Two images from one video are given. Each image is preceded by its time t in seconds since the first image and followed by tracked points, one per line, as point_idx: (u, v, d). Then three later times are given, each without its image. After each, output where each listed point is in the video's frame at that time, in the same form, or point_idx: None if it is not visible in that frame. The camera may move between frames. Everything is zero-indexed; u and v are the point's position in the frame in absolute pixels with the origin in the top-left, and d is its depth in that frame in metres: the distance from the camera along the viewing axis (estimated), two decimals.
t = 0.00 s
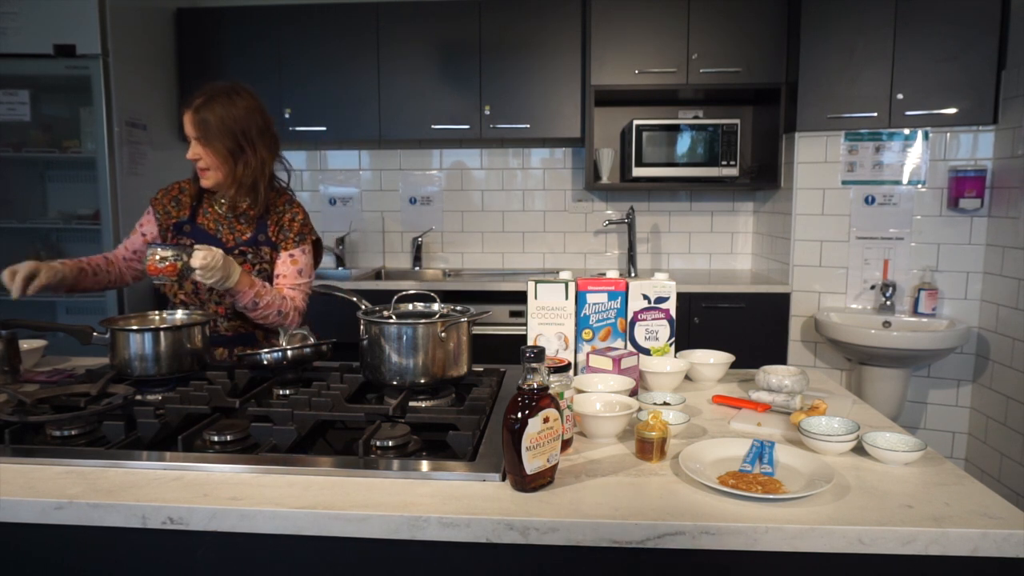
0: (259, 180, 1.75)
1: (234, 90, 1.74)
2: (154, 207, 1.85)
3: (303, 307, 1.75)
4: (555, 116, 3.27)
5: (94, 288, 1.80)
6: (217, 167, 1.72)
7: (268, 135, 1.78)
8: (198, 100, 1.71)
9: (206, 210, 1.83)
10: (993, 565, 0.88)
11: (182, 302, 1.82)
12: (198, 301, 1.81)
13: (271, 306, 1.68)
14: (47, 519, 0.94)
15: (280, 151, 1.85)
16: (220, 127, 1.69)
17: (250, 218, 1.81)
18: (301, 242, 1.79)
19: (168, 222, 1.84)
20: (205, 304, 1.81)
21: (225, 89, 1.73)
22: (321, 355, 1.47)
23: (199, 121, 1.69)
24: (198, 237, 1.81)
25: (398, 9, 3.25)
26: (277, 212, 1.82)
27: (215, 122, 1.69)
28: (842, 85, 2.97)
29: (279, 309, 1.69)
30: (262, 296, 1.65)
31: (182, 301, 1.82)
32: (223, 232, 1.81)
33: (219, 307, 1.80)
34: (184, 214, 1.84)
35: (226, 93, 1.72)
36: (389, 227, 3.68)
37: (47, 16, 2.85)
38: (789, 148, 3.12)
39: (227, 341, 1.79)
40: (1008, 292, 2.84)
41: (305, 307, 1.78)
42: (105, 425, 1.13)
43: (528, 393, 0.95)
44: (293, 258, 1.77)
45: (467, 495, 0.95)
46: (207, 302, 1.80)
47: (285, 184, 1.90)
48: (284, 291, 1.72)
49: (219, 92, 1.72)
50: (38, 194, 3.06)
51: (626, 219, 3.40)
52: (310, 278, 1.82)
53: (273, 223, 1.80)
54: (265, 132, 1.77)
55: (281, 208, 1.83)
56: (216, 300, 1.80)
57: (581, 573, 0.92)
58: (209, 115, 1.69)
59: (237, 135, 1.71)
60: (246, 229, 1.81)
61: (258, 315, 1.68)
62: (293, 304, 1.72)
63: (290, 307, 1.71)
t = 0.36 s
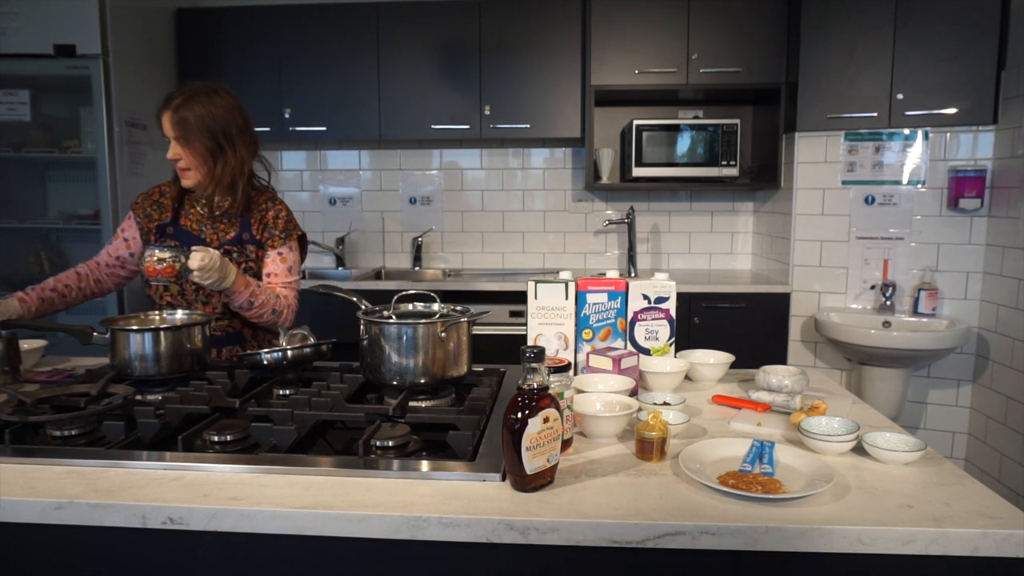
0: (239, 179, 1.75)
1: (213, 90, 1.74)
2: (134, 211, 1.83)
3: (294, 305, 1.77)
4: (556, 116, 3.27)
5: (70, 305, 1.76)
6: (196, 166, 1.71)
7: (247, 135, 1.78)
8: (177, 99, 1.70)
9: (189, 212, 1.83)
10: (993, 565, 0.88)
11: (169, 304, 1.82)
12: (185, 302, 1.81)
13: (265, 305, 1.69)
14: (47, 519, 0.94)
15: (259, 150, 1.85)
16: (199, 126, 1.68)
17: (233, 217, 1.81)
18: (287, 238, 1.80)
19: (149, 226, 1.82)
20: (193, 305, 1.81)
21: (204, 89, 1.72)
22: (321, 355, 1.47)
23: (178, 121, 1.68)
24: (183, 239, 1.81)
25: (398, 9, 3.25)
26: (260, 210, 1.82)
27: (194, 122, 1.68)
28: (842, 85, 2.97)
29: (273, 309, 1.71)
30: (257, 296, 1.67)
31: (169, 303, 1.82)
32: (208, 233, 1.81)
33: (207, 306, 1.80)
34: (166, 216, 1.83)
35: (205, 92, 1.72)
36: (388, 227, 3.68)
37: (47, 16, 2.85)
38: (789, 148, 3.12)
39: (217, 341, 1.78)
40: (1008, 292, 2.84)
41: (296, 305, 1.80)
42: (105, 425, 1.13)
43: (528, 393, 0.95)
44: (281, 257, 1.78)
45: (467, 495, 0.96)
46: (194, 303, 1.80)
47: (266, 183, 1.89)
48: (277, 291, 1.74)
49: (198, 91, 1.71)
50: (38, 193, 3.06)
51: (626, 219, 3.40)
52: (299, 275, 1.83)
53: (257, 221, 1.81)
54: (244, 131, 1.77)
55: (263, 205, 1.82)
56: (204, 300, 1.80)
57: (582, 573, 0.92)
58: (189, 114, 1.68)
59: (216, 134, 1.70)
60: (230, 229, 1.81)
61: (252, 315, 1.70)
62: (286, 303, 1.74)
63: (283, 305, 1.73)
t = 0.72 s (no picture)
0: (236, 181, 1.76)
1: (212, 90, 1.74)
2: (130, 212, 1.83)
3: (291, 304, 1.77)
4: (556, 116, 3.27)
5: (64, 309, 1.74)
6: (194, 167, 1.72)
7: (246, 135, 1.79)
8: (177, 99, 1.70)
9: (186, 213, 1.82)
10: (993, 566, 0.88)
11: (166, 305, 1.82)
12: (183, 302, 1.81)
13: (262, 306, 1.70)
14: (47, 519, 0.94)
15: (257, 150, 1.85)
16: (198, 127, 1.68)
17: (230, 218, 1.80)
18: (283, 239, 1.80)
19: (145, 226, 1.82)
20: (190, 305, 1.81)
21: (204, 89, 1.72)
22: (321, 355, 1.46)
23: (177, 120, 1.68)
24: (179, 240, 1.81)
25: (398, 9, 3.25)
26: (257, 211, 1.82)
27: (194, 122, 1.68)
28: (842, 85, 2.97)
29: (270, 309, 1.72)
30: (254, 297, 1.67)
31: (166, 304, 1.82)
32: (204, 234, 1.81)
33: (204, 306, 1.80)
34: (163, 217, 1.82)
35: (204, 92, 1.72)
36: (388, 227, 3.68)
37: (46, 16, 2.86)
38: (789, 148, 3.12)
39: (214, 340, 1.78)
40: (1008, 292, 2.84)
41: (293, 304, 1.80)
42: (105, 425, 1.13)
43: (528, 393, 0.95)
44: (277, 257, 1.78)
45: (466, 495, 0.95)
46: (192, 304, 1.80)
47: (263, 183, 1.89)
48: (274, 291, 1.74)
49: (197, 92, 1.71)
50: (39, 194, 3.06)
51: (626, 219, 3.40)
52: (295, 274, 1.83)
53: (254, 222, 1.80)
54: (243, 132, 1.77)
55: (260, 206, 1.82)
56: (201, 300, 1.80)
57: (581, 573, 0.92)
58: (189, 115, 1.68)
59: (216, 134, 1.71)
60: (226, 229, 1.80)
61: (249, 315, 1.70)
62: (283, 303, 1.75)
63: (280, 306, 1.74)
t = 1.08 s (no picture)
0: (238, 181, 1.76)
1: (213, 91, 1.74)
2: (130, 213, 1.83)
3: (290, 304, 1.78)
4: (556, 116, 3.27)
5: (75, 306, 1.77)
6: (196, 167, 1.71)
7: (246, 136, 1.79)
8: (178, 100, 1.70)
9: (186, 213, 1.82)
10: (993, 566, 0.88)
11: (165, 304, 1.81)
12: (182, 302, 1.81)
13: (262, 306, 1.70)
14: (48, 519, 0.94)
15: (256, 151, 1.85)
16: (200, 128, 1.68)
17: (230, 218, 1.80)
18: (283, 240, 1.81)
19: (145, 227, 1.82)
20: (189, 305, 1.81)
21: (204, 89, 1.72)
22: (321, 355, 1.47)
23: (179, 121, 1.68)
24: (178, 240, 1.80)
25: (398, 9, 3.25)
26: (257, 211, 1.81)
27: (196, 122, 1.68)
28: (842, 85, 2.97)
29: (269, 309, 1.72)
30: (255, 297, 1.67)
31: (165, 304, 1.81)
32: (204, 234, 1.81)
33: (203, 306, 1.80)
34: (163, 217, 1.82)
35: (205, 93, 1.72)
36: (388, 227, 3.68)
37: (46, 16, 2.86)
38: (789, 148, 3.12)
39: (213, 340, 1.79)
40: (1008, 291, 2.84)
41: (292, 304, 1.80)
42: (105, 425, 1.13)
43: (528, 393, 0.95)
44: (277, 257, 1.78)
45: (466, 495, 0.95)
46: (192, 303, 1.80)
47: (263, 184, 1.89)
48: (274, 291, 1.75)
49: (198, 92, 1.71)
50: (39, 194, 3.06)
51: (626, 219, 3.40)
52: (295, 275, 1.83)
53: (254, 222, 1.80)
54: (243, 133, 1.77)
55: (259, 207, 1.82)
56: (201, 300, 1.80)
57: (581, 573, 0.92)
58: (190, 115, 1.68)
59: (217, 135, 1.71)
60: (226, 230, 1.80)
61: (249, 315, 1.71)
62: (283, 304, 1.75)
63: (280, 306, 1.74)
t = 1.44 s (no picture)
0: (239, 179, 1.76)
1: (217, 90, 1.74)
2: (133, 212, 1.83)
3: (289, 305, 1.77)
4: (556, 116, 3.27)
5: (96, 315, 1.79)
6: (197, 165, 1.72)
7: (250, 135, 1.79)
8: (181, 98, 1.71)
9: (187, 213, 1.82)
10: (994, 566, 0.88)
11: (165, 303, 1.82)
12: (183, 302, 1.81)
13: (261, 306, 1.70)
14: (48, 519, 0.94)
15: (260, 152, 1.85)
16: (202, 126, 1.69)
17: (231, 218, 1.80)
18: (284, 240, 1.80)
19: (148, 226, 1.82)
20: (190, 305, 1.81)
21: (208, 88, 1.73)
22: (321, 355, 1.46)
23: (181, 119, 1.68)
24: (180, 239, 1.80)
25: (398, 9, 3.25)
26: (258, 211, 1.81)
27: (198, 121, 1.68)
28: (842, 85, 2.97)
29: (269, 309, 1.72)
30: (254, 296, 1.67)
31: (165, 303, 1.82)
32: (206, 234, 1.80)
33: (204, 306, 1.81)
34: (165, 217, 1.83)
35: (209, 92, 1.73)
36: (388, 227, 3.68)
37: (46, 16, 2.86)
38: (789, 148, 3.12)
39: (213, 340, 1.79)
40: (1008, 292, 2.84)
41: (292, 305, 1.80)
42: (105, 425, 1.13)
43: (528, 393, 0.95)
44: (277, 257, 1.77)
45: (466, 495, 0.95)
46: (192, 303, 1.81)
47: (266, 184, 1.89)
48: (273, 292, 1.74)
49: (202, 91, 1.72)
50: (39, 194, 3.06)
51: (626, 219, 3.40)
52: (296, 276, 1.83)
53: (255, 223, 1.80)
54: (247, 132, 1.77)
55: (261, 207, 1.82)
56: (201, 300, 1.80)
57: (581, 573, 0.92)
58: (193, 113, 1.68)
59: (220, 133, 1.71)
60: (227, 230, 1.80)
61: (249, 315, 1.70)
62: (282, 304, 1.75)
63: (279, 307, 1.74)
